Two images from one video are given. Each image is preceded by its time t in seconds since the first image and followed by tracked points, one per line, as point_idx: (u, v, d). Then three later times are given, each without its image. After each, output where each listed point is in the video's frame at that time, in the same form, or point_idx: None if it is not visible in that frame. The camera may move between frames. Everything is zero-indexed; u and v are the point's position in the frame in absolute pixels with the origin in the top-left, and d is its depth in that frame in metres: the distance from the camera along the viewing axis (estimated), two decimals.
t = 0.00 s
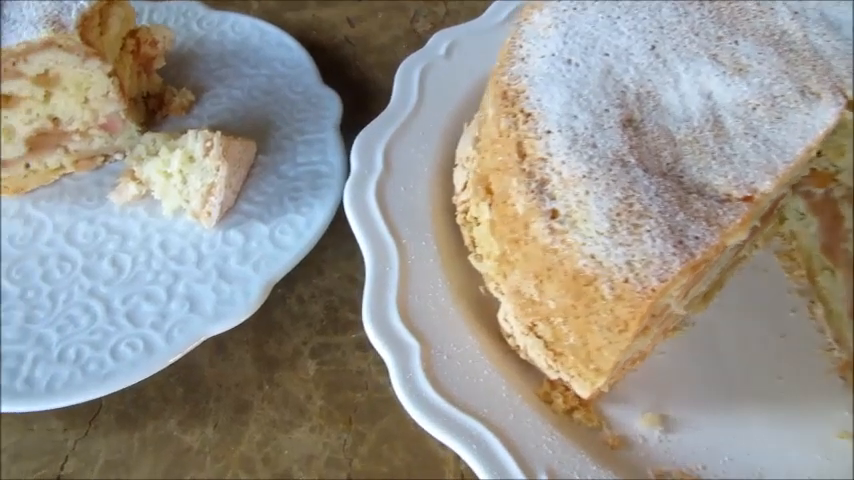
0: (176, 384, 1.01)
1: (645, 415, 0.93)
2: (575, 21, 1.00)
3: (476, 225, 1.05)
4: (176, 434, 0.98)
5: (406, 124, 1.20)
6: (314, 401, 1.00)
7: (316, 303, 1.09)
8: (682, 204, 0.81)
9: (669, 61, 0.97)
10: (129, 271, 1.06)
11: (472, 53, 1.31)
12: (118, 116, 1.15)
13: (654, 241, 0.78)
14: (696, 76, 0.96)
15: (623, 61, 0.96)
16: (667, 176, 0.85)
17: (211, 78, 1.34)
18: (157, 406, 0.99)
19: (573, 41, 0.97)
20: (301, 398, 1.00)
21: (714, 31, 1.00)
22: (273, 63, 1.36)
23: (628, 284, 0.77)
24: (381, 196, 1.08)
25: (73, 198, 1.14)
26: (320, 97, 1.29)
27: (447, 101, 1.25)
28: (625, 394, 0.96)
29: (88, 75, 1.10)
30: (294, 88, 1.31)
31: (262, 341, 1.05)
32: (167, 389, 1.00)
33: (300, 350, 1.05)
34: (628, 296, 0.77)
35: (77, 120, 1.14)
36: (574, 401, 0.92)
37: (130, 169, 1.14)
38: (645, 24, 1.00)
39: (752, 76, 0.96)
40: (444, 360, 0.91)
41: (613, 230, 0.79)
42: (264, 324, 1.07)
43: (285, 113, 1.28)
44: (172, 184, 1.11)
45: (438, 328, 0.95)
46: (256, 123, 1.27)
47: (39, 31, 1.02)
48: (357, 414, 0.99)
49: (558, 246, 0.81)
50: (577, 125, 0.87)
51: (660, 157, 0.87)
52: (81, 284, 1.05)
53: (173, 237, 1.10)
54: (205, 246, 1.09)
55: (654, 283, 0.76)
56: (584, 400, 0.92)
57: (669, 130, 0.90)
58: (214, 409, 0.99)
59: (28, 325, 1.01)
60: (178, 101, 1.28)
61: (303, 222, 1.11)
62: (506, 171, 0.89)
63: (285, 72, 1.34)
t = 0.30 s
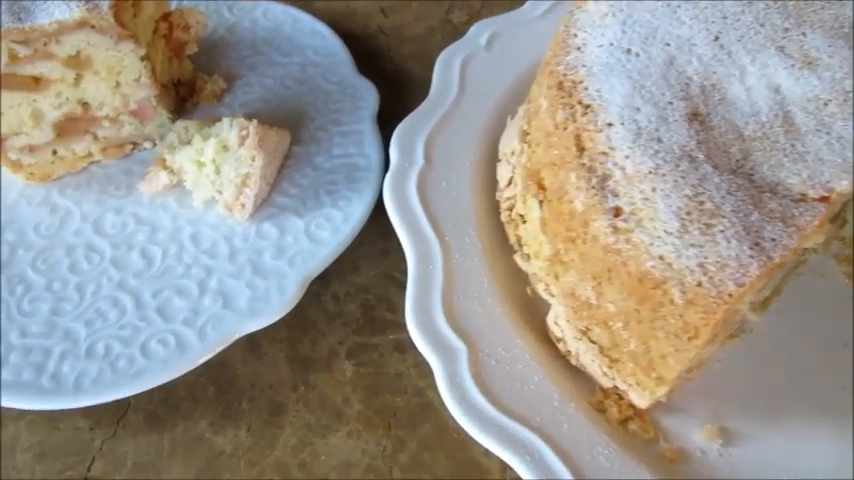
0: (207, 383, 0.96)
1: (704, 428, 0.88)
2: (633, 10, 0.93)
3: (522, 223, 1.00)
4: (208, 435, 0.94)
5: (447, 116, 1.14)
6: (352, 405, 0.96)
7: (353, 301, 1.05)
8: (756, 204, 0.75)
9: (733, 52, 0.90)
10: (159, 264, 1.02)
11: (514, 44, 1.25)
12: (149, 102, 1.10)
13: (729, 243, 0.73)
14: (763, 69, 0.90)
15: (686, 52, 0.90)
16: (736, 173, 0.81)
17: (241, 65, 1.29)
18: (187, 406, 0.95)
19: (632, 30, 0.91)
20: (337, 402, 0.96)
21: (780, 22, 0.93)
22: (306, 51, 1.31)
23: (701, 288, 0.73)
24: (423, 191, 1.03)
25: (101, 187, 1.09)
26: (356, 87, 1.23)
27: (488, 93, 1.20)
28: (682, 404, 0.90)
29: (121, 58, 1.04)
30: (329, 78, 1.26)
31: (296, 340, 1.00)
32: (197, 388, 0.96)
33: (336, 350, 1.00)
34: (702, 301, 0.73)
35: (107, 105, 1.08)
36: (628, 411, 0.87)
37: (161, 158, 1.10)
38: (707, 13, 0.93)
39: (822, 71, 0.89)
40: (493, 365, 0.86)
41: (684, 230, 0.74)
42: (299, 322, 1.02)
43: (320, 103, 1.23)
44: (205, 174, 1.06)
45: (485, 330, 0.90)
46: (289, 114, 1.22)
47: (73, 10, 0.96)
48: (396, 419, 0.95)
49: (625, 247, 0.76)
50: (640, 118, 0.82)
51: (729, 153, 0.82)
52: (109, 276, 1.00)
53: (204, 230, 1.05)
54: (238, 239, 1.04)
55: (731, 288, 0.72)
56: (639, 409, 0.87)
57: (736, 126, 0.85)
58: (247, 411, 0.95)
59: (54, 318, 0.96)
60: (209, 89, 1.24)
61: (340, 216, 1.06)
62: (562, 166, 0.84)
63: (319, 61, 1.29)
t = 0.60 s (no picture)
0: (247, 400, 0.93)
1: (773, 459, 0.83)
2: (702, 15, 0.87)
3: (577, 237, 0.96)
4: (248, 455, 0.90)
5: (494, 123, 1.09)
6: (398, 425, 0.92)
7: (396, 316, 1.01)
8: (844, 225, 0.75)
9: (809, 61, 0.86)
10: (198, 273, 0.98)
11: (563, 48, 1.20)
12: (188, 104, 1.06)
13: (820, 268, 0.71)
14: (841, 79, 0.86)
15: (759, 61, 0.84)
16: (819, 190, 0.78)
17: (278, 66, 1.25)
18: (227, 424, 0.92)
19: (701, 37, 0.85)
20: (383, 422, 0.92)
21: None
22: (346, 52, 1.26)
23: (794, 314, 0.69)
24: (473, 202, 0.99)
25: (136, 191, 1.06)
26: (398, 91, 1.19)
27: (536, 100, 1.14)
28: (750, 433, 0.85)
29: (162, 58, 0.99)
30: (370, 81, 1.21)
31: (338, 355, 0.97)
32: (237, 404, 0.93)
33: (381, 367, 0.96)
34: (793, 329, 0.69)
35: (145, 106, 1.04)
36: (694, 439, 0.83)
37: (200, 161, 1.06)
38: (779, 20, 0.87)
39: None
40: (553, 389, 0.83)
41: (770, 252, 0.71)
42: (342, 337, 0.98)
43: (361, 107, 1.19)
44: (246, 180, 1.02)
45: (543, 352, 0.86)
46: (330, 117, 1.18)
47: (116, 6, 0.92)
48: (445, 442, 0.91)
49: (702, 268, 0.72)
50: (717, 131, 0.77)
51: (811, 170, 0.79)
52: (146, 285, 0.97)
53: (244, 238, 1.02)
54: (279, 248, 1.00)
55: (825, 316, 0.69)
56: (706, 438, 0.83)
57: (816, 139, 0.82)
58: (290, 430, 0.92)
59: (89, 328, 0.92)
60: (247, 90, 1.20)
61: (384, 226, 1.02)
62: (631, 180, 0.79)
63: (359, 63, 1.24)
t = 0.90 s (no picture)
0: (279, 425, 0.89)
1: None
2: (768, 29, 0.82)
3: (627, 259, 0.91)
4: None
5: (538, 137, 1.05)
6: (437, 455, 0.88)
7: (435, 338, 0.96)
8: None
9: None
10: (229, 289, 0.94)
11: (607, 61, 1.15)
12: (221, 112, 1.03)
13: None
14: None
15: (833, 76, 0.78)
16: None
17: (311, 73, 1.20)
18: (257, 450, 0.87)
19: (769, 52, 0.80)
20: (422, 451, 0.88)
21: None
22: (381, 61, 1.22)
23: None
24: (519, 221, 0.94)
25: (165, 201, 1.02)
26: (436, 101, 1.15)
27: (581, 113, 1.09)
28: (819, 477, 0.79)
29: (196, 64, 0.94)
30: (406, 91, 1.17)
31: (374, 378, 0.92)
32: (268, 428, 0.89)
33: (419, 392, 0.91)
34: None
35: (176, 115, 1.01)
36: None
37: (232, 172, 1.01)
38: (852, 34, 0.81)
39: None
40: (608, 423, 0.78)
41: None
42: (377, 359, 0.94)
43: (397, 118, 1.14)
44: (281, 193, 0.98)
45: (596, 382, 0.81)
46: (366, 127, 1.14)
47: (152, 10, 0.88)
48: (487, 475, 0.86)
49: (778, 301, 0.68)
50: (791, 153, 0.73)
51: None
52: (175, 301, 0.92)
53: (277, 253, 0.97)
54: (313, 265, 0.96)
55: None
56: None
57: None
58: (323, 458, 0.87)
59: (116, 346, 0.88)
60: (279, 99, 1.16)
61: (423, 243, 0.97)
62: (697, 202, 0.75)
63: (394, 72, 1.20)
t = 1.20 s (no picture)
0: (312, 459, 0.85)
1: None
2: (834, 47, 0.78)
3: (679, 287, 0.87)
4: None
5: (582, 156, 1.00)
6: None
7: (474, 366, 0.92)
8: None
9: None
10: (260, 313, 0.90)
11: (648, 77, 1.11)
12: (253, 128, 0.99)
13: None
14: None
15: None
16: None
17: (341, 87, 1.16)
18: None
19: (837, 72, 0.76)
20: None
21: None
22: (414, 74, 1.18)
23: None
24: (564, 245, 0.89)
25: (192, 219, 0.98)
26: (472, 117, 1.10)
27: (625, 132, 1.05)
28: None
29: (229, 78, 0.91)
30: (441, 106, 1.13)
31: (411, 410, 0.88)
32: (301, 462, 0.85)
33: (458, 425, 0.87)
34: None
35: (206, 129, 0.96)
36: None
37: (263, 190, 0.97)
38: None
39: None
40: (666, 464, 0.74)
41: None
42: (414, 390, 0.90)
43: (432, 133, 1.10)
44: (314, 213, 0.93)
45: (652, 420, 0.77)
46: (398, 144, 1.09)
47: (186, 22, 0.84)
48: None
49: None
50: None
51: None
52: (204, 326, 0.88)
53: (308, 275, 0.93)
54: (348, 289, 0.92)
55: None
56: None
57: None
58: None
59: (142, 373, 0.84)
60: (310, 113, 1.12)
61: (462, 266, 0.93)
62: (765, 232, 0.71)
63: (427, 86, 1.16)
